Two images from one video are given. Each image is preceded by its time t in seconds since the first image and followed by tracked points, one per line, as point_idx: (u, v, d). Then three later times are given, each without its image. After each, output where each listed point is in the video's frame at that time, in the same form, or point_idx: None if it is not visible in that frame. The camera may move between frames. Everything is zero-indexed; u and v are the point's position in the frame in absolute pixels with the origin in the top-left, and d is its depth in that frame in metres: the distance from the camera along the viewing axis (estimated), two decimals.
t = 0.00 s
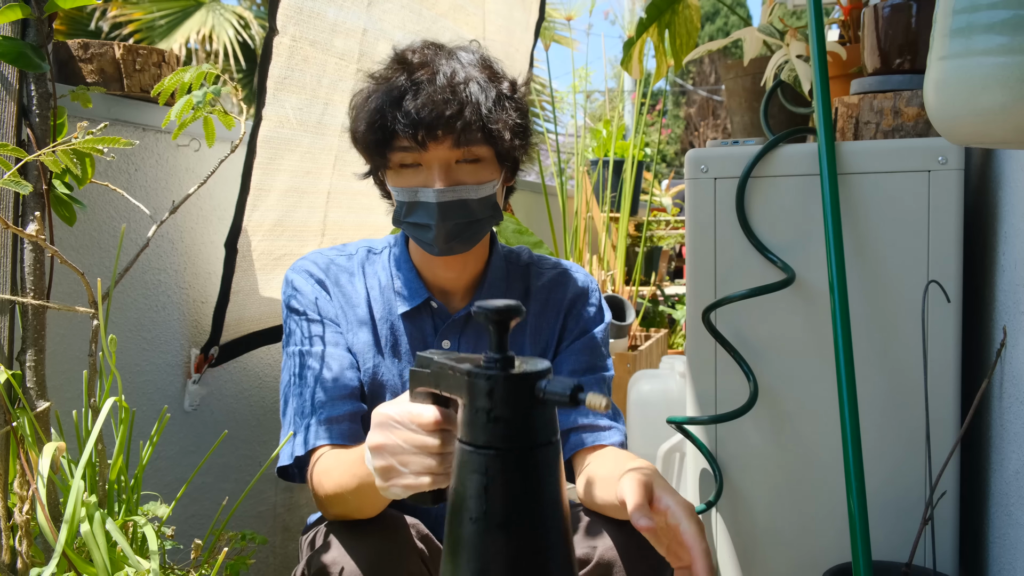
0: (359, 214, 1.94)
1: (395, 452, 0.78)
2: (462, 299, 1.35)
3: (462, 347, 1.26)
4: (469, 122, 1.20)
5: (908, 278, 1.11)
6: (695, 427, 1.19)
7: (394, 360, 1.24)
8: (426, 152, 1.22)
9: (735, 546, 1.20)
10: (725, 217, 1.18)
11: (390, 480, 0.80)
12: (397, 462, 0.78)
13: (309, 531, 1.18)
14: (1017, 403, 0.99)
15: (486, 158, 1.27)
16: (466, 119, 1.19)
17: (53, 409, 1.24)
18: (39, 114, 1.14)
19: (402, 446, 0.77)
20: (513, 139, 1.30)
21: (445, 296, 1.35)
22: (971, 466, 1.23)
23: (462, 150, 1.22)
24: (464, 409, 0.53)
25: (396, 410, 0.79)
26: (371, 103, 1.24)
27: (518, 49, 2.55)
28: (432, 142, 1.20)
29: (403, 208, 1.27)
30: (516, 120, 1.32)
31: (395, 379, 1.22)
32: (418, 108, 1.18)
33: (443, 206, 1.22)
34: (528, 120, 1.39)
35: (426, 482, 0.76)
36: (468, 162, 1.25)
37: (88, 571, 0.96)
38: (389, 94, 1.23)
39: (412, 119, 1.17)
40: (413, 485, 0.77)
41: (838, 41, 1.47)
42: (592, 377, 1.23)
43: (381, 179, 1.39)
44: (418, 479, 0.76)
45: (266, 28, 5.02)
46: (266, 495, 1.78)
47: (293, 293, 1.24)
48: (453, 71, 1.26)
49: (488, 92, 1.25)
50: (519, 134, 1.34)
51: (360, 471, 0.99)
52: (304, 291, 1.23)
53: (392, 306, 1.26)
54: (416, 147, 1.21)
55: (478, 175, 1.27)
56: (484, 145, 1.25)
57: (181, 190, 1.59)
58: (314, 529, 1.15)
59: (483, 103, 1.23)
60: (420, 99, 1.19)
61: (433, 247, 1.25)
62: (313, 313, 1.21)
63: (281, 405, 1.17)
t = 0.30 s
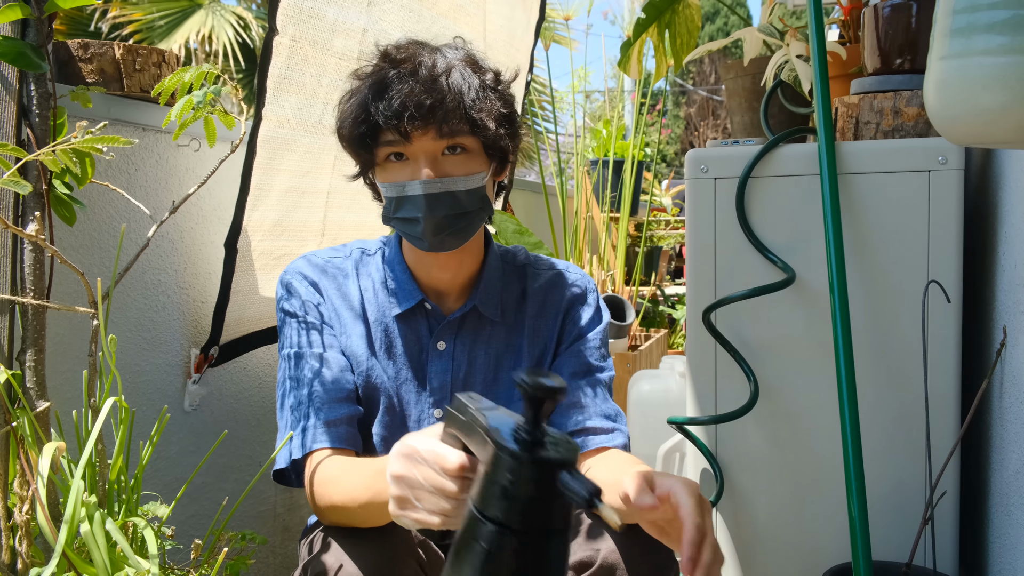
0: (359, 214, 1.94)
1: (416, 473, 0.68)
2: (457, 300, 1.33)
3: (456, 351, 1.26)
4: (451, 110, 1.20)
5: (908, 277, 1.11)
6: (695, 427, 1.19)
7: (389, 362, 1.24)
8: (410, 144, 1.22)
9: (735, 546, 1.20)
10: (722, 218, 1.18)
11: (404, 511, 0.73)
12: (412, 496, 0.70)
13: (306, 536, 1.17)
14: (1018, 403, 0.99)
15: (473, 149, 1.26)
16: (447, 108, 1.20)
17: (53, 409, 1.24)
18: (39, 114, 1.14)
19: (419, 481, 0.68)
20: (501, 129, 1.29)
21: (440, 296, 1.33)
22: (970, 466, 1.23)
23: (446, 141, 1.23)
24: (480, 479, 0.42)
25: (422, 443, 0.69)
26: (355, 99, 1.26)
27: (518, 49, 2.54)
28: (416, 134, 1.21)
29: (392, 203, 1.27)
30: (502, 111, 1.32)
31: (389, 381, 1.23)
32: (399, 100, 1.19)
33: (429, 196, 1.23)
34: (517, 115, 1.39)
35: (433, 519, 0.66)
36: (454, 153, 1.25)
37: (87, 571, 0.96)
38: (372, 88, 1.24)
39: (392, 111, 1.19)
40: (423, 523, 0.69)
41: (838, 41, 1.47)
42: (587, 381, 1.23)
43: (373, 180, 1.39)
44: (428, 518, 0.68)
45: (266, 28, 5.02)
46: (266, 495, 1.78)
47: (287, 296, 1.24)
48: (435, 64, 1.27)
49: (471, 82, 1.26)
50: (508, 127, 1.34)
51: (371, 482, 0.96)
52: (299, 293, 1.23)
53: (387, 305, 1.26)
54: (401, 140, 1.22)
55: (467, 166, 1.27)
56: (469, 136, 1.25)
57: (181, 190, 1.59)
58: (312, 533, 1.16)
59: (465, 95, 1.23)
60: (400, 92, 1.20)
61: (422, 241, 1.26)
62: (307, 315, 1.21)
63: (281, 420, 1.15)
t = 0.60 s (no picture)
0: (358, 213, 1.94)
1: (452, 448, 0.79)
2: (457, 302, 1.34)
3: (455, 354, 1.26)
4: (468, 108, 1.21)
5: (908, 277, 1.11)
6: (695, 427, 1.19)
7: (387, 364, 1.24)
8: (425, 141, 1.22)
9: (734, 546, 1.20)
10: (720, 219, 1.18)
11: (438, 490, 0.82)
12: (447, 472, 0.80)
13: (299, 544, 1.18)
14: (1018, 403, 0.99)
15: (485, 149, 1.28)
16: (466, 106, 1.20)
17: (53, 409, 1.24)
18: (39, 114, 1.14)
19: (455, 458, 0.78)
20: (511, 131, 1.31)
21: (439, 299, 1.34)
22: (970, 466, 1.24)
23: (460, 139, 1.23)
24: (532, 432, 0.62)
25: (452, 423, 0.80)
26: (368, 95, 1.26)
27: (518, 49, 2.55)
28: (431, 131, 1.21)
29: (400, 202, 1.26)
30: (511, 112, 1.34)
31: (387, 385, 1.22)
32: (416, 96, 1.20)
33: (442, 195, 1.22)
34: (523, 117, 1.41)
35: (485, 456, 0.75)
36: (467, 152, 1.26)
37: (88, 571, 0.96)
38: (387, 85, 1.24)
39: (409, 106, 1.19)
40: (461, 498, 0.79)
41: (837, 41, 1.47)
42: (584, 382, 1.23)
43: (375, 179, 1.39)
44: (466, 492, 0.79)
45: (266, 28, 5.02)
46: (266, 495, 1.78)
47: (281, 296, 1.24)
48: (450, 62, 1.28)
49: (485, 82, 1.27)
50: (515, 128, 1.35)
51: (378, 482, 0.97)
52: (294, 294, 1.24)
53: (383, 308, 1.26)
54: (415, 137, 1.22)
55: (479, 166, 1.27)
56: (482, 136, 1.26)
57: (181, 190, 1.59)
58: (306, 540, 1.17)
59: (480, 93, 1.25)
60: (417, 88, 1.20)
61: (431, 241, 1.26)
62: (303, 317, 1.22)
63: (272, 414, 1.16)
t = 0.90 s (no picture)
0: (359, 214, 1.94)
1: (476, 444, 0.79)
2: (458, 307, 1.35)
3: (457, 358, 1.26)
4: (499, 132, 1.21)
5: (908, 277, 1.11)
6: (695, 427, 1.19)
7: (389, 365, 1.24)
8: (451, 161, 1.22)
9: (734, 546, 1.20)
10: (722, 220, 1.18)
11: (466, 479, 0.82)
12: (475, 460, 0.80)
13: (300, 546, 1.18)
14: (1018, 403, 0.99)
15: (506, 169, 1.28)
16: (498, 129, 1.20)
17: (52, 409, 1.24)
18: (39, 114, 1.14)
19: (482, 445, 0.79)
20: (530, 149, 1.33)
21: (441, 303, 1.35)
22: (970, 466, 1.24)
23: (487, 161, 1.24)
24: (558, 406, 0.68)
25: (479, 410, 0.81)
26: (394, 107, 1.23)
27: (518, 49, 2.55)
28: (460, 152, 1.21)
29: (417, 219, 1.27)
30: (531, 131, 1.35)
31: (388, 387, 1.22)
32: (448, 117, 1.19)
33: (466, 218, 1.23)
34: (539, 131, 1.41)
35: (512, 440, 0.76)
36: (489, 172, 1.26)
37: (88, 571, 0.96)
38: (416, 100, 1.22)
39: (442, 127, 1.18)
40: (489, 485, 0.79)
41: (838, 41, 1.47)
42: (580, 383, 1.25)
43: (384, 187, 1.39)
44: (494, 479, 0.79)
45: (266, 28, 5.02)
46: (266, 495, 1.78)
47: (282, 295, 1.25)
48: (478, 80, 1.27)
49: (511, 104, 1.27)
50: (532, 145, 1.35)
51: (395, 480, 0.99)
52: (296, 295, 1.24)
53: (386, 310, 1.26)
54: (442, 156, 1.21)
55: (499, 186, 1.28)
56: (506, 157, 1.26)
57: (181, 190, 1.59)
58: (306, 543, 1.17)
59: (508, 115, 1.25)
60: (449, 109, 1.20)
61: (447, 259, 1.25)
62: (305, 317, 1.22)
63: (275, 413, 1.17)
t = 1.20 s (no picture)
0: (359, 214, 1.94)
1: (481, 488, 0.84)
2: (464, 306, 1.35)
3: (462, 358, 1.26)
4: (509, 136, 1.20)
5: (909, 278, 1.11)
6: (696, 427, 1.19)
7: (394, 365, 1.24)
8: (458, 162, 1.21)
9: (735, 547, 1.20)
10: (724, 220, 1.18)
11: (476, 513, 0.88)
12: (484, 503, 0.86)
13: (302, 546, 1.18)
14: (1017, 403, 0.99)
15: (514, 173, 1.28)
16: (507, 133, 1.19)
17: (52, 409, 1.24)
18: (39, 114, 1.14)
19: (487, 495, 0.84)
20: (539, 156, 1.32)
21: (447, 304, 1.35)
22: (971, 466, 1.24)
23: (495, 166, 1.22)
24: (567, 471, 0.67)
25: (479, 460, 0.84)
26: (406, 106, 1.23)
27: (518, 49, 2.55)
28: (468, 154, 1.20)
29: (422, 218, 1.27)
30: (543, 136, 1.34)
31: (392, 387, 1.23)
32: (459, 119, 1.17)
33: (471, 220, 1.23)
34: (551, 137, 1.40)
35: (517, 495, 0.80)
36: (496, 176, 1.25)
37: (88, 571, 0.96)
38: (428, 100, 1.22)
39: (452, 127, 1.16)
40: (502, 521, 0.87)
41: (838, 41, 1.47)
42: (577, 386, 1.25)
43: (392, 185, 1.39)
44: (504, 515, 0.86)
45: (266, 28, 5.02)
46: (266, 495, 1.78)
47: (286, 294, 1.24)
48: (491, 84, 1.26)
49: (524, 108, 1.26)
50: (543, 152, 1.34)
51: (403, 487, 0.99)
52: (302, 294, 1.24)
53: (390, 310, 1.26)
54: (450, 157, 1.21)
55: (505, 191, 1.27)
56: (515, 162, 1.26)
57: (181, 190, 1.59)
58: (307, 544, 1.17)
59: (520, 119, 1.24)
60: (460, 110, 1.18)
61: (452, 259, 1.26)
62: (309, 317, 1.22)
63: (278, 412, 1.17)
